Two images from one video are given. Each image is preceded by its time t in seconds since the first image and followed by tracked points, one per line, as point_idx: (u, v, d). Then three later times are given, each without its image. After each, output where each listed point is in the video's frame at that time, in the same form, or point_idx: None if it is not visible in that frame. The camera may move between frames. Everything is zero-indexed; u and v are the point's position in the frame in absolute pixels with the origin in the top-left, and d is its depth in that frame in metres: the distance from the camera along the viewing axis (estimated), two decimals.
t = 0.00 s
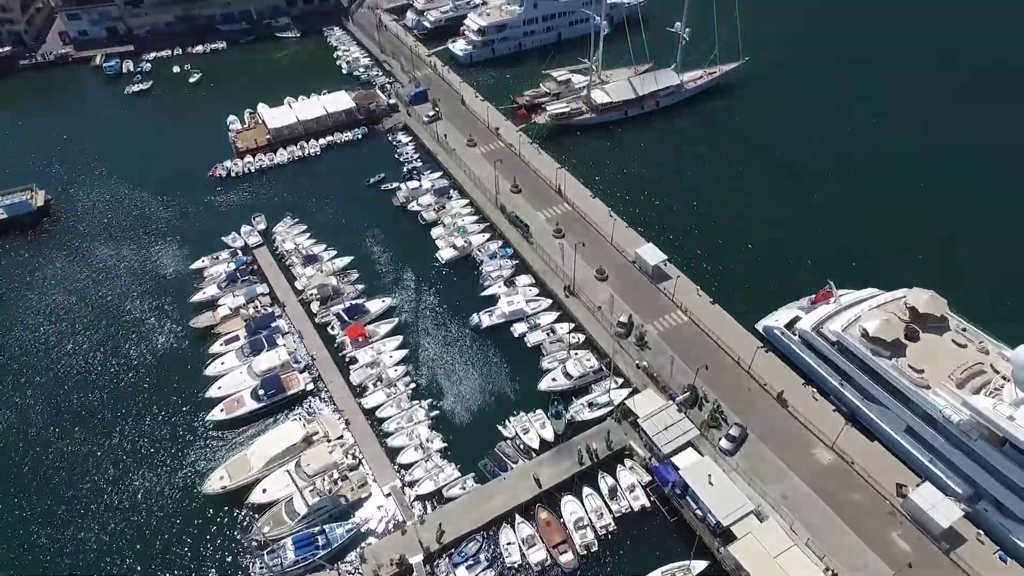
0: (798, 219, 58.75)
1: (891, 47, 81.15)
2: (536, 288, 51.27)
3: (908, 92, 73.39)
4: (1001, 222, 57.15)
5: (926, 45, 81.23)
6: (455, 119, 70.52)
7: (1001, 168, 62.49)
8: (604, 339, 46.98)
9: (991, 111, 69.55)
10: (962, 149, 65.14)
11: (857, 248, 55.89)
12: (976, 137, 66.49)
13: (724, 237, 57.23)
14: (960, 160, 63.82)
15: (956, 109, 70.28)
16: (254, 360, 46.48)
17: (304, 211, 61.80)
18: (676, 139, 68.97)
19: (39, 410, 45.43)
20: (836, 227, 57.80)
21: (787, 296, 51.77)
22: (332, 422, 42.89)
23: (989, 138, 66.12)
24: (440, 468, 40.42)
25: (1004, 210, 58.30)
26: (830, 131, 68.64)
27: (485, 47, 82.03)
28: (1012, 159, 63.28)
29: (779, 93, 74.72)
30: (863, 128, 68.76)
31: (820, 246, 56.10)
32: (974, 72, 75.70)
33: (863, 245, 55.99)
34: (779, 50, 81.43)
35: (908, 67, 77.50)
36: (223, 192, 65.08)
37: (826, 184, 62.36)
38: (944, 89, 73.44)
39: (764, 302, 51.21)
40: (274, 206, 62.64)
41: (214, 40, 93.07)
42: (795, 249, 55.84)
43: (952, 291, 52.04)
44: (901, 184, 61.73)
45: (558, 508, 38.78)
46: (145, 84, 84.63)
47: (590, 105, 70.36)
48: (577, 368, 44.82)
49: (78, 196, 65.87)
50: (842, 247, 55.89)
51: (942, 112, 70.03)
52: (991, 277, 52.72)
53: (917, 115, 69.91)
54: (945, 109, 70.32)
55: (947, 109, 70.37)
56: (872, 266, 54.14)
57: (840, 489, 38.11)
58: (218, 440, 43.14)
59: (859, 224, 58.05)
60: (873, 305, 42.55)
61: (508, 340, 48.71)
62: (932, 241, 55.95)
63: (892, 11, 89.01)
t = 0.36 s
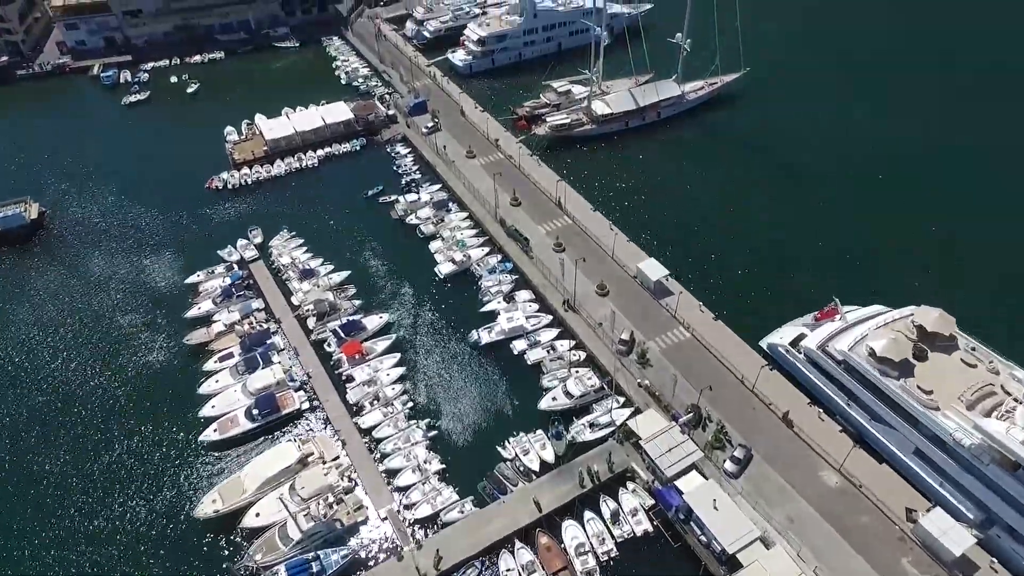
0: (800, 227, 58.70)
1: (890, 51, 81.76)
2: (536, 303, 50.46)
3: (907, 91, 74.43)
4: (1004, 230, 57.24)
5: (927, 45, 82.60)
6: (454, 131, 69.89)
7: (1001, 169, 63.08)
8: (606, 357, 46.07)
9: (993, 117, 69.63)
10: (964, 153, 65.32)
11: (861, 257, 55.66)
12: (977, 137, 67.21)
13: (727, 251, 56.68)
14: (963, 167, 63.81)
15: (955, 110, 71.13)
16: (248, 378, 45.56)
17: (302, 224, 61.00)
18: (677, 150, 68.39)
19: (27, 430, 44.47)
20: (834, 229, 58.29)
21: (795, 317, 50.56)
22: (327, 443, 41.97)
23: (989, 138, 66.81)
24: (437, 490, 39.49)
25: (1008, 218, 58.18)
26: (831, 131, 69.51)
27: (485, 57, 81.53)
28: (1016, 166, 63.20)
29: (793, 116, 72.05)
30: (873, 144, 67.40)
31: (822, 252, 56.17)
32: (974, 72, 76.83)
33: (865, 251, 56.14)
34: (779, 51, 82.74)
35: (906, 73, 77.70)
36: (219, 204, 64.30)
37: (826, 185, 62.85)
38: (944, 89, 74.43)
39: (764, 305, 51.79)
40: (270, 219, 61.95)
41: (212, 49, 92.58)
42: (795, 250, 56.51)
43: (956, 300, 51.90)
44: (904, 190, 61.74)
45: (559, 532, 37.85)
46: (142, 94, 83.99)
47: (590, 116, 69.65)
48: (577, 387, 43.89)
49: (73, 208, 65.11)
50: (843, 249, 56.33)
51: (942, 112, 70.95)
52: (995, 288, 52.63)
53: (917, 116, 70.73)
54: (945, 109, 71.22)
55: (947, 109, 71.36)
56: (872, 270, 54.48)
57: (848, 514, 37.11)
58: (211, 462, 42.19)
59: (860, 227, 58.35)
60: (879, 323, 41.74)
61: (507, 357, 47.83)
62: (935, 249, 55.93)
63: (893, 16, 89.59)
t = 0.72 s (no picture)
0: (803, 233, 58.55)
1: (891, 55, 82.15)
2: (536, 320, 49.64)
3: (908, 92, 75.23)
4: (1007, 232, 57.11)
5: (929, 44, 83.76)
6: (453, 143, 69.20)
7: (1001, 169, 63.51)
8: (607, 376, 45.15)
9: (993, 119, 69.92)
10: (964, 153, 65.92)
11: (863, 258, 55.81)
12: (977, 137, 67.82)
13: (731, 259, 56.44)
14: (964, 169, 63.92)
15: (955, 110, 71.84)
16: (243, 398, 44.63)
17: (299, 237, 60.15)
18: (679, 161, 67.76)
19: (15, 450, 43.50)
20: (836, 235, 58.16)
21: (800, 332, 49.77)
22: (322, 465, 40.99)
23: (988, 139, 67.37)
24: (434, 515, 38.45)
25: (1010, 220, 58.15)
26: (831, 125, 71.24)
27: (485, 68, 81.04)
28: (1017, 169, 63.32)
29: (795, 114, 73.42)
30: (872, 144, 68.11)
31: (825, 255, 56.16)
32: (973, 73, 77.61)
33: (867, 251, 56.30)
34: (779, 51, 84.00)
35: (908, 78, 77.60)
36: (215, 217, 63.51)
37: (826, 185, 63.48)
38: (944, 90, 75.18)
39: (765, 304, 52.22)
40: (267, 232, 61.18)
41: (211, 59, 92.11)
42: (795, 250, 57.00)
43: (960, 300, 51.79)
44: (904, 191, 61.97)
45: (560, 559, 36.82)
46: (139, 105, 83.39)
47: (591, 128, 68.91)
48: (579, 408, 42.97)
49: (67, 220, 64.39)
50: (845, 254, 56.18)
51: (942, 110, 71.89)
52: (1000, 290, 52.43)
53: (917, 116, 71.40)
54: (945, 109, 71.95)
55: (948, 111, 71.81)
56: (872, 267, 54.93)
57: (856, 541, 36.07)
58: (203, 485, 41.23)
59: (860, 227, 58.72)
60: (886, 343, 40.77)
61: (507, 375, 46.88)
62: (938, 252, 55.82)
63: (895, 20, 90.04)
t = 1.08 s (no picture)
0: (806, 241, 57.91)
1: (890, 61, 81.28)
2: (536, 336, 48.85)
3: (908, 96, 74.59)
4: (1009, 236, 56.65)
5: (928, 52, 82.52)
6: (452, 154, 68.51)
7: (1001, 173, 63.00)
8: (608, 394, 44.28)
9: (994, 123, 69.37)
10: (964, 156, 65.52)
11: (864, 258, 55.75)
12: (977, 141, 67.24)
13: (732, 268, 55.88)
14: (964, 174, 63.39)
15: (956, 114, 71.25)
16: (236, 417, 43.65)
17: (296, 251, 59.35)
18: (680, 172, 67.00)
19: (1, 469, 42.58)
20: (840, 245, 57.31)
21: (804, 346, 49.05)
22: (317, 486, 40.12)
23: (990, 142, 66.82)
24: (432, 540, 37.50)
25: (1012, 224, 57.74)
26: (830, 134, 70.14)
27: (484, 77, 80.50)
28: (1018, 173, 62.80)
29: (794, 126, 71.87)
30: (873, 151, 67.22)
31: (826, 262, 55.72)
32: (974, 76, 77.13)
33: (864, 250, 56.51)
34: (779, 56, 83.71)
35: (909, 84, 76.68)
36: (211, 230, 62.75)
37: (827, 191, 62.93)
38: (944, 93, 74.64)
39: (765, 310, 51.92)
40: (264, 244, 60.46)
41: (209, 69, 91.61)
42: (795, 249, 57.21)
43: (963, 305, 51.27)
44: (904, 195, 61.52)
45: None
46: (136, 115, 82.81)
47: (592, 139, 68.28)
48: (579, 428, 42.04)
49: (62, 233, 63.71)
50: (850, 264, 55.35)
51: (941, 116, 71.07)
52: (1003, 296, 51.84)
53: (918, 121, 70.73)
54: (946, 113, 71.38)
55: (947, 116, 71.16)
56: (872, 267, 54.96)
57: (865, 567, 35.11)
58: (196, 507, 40.36)
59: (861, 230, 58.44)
60: (893, 362, 39.92)
61: (506, 393, 46.02)
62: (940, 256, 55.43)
63: (894, 25, 89.39)
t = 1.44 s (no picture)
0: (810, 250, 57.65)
1: (890, 70, 81.24)
2: (536, 353, 48.00)
3: (910, 105, 74.44)
4: (1011, 241, 56.83)
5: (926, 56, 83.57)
6: (451, 165, 67.83)
7: (1001, 181, 62.92)
8: (609, 413, 43.37)
9: (995, 132, 69.35)
10: (965, 162, 65.54)
11: (867, 258, 56.33)
12: (977, 146, 67.65)
13: (739, 277, 55.59)
14: (965, 179, 63.62)
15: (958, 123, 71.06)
16: (230, 436, 42.76)
17: (292, 264, 58.61)
18: (682, 184, 66.35)
19: None
20: (844, 256, 56.64)
21: (809, 357, 48.61)
22: (311, 508, 39.27)
23: (991, 151, 66.65)
24: (428, 564, 36.49)
25: (1013, 228, 58.02)
26: (831, 141, 70.28)
27: (485, 87, 79.97)
28: (1017, 178, 63.08)
29: (796, 135, 71.80)
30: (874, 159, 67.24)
31: (830, 266, 55.91)
32: (974, 85, 77.00)
33: (862, 247, 57.38)
34: (780, 66, 83.40)
35: (910, 92, 76.86)
36: (207, 242, 62.04)
37: (827, 198, 62.90)
38: (945, 102, 74.58)
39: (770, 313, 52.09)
40: (260, 257, 59.70)
41: (207, 79, 91.21)
42: (796, 257, 57.13)
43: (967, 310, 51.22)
44: (904, 204, 61.39)
45: None
46: (134, 125, 82.35)
47: (592, 150, 67.64)
48: (580, 448, 41.11)
49: (57, 245, 63.11)
50: (854, 277, 54.64)
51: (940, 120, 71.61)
52: (1005, 301, 51.80)
53: (920, 129, 70.66)
54: (947, 123, 71.18)
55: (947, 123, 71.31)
56: (872, 265, 55.62)
57: None
58: (187, 529, 39.43)
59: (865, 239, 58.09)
60: (902, 381, 38.99)
61: (505, 412, 45.14)
62: (942, 259, 55.67)
63: (893, 33, 89.62)
